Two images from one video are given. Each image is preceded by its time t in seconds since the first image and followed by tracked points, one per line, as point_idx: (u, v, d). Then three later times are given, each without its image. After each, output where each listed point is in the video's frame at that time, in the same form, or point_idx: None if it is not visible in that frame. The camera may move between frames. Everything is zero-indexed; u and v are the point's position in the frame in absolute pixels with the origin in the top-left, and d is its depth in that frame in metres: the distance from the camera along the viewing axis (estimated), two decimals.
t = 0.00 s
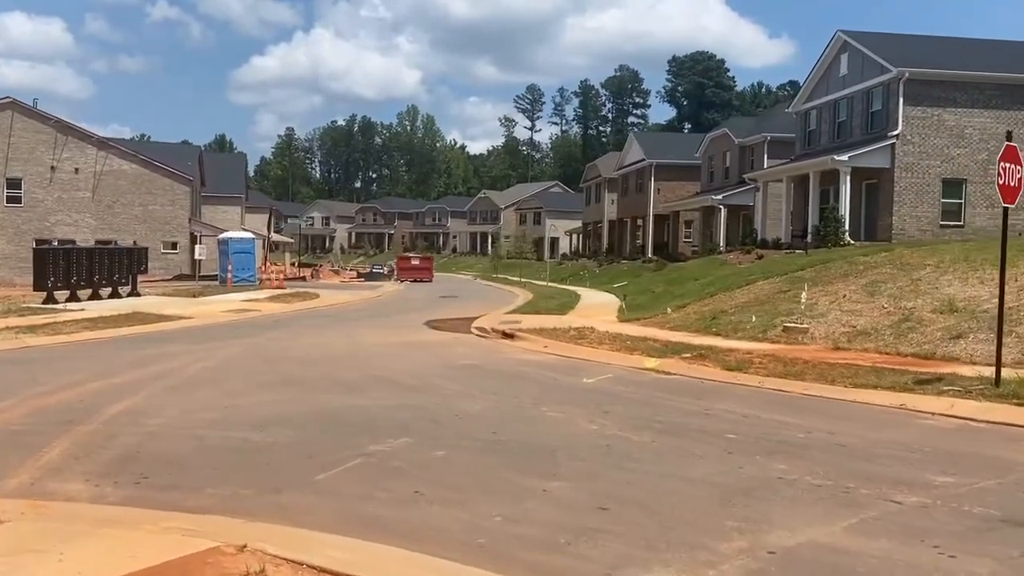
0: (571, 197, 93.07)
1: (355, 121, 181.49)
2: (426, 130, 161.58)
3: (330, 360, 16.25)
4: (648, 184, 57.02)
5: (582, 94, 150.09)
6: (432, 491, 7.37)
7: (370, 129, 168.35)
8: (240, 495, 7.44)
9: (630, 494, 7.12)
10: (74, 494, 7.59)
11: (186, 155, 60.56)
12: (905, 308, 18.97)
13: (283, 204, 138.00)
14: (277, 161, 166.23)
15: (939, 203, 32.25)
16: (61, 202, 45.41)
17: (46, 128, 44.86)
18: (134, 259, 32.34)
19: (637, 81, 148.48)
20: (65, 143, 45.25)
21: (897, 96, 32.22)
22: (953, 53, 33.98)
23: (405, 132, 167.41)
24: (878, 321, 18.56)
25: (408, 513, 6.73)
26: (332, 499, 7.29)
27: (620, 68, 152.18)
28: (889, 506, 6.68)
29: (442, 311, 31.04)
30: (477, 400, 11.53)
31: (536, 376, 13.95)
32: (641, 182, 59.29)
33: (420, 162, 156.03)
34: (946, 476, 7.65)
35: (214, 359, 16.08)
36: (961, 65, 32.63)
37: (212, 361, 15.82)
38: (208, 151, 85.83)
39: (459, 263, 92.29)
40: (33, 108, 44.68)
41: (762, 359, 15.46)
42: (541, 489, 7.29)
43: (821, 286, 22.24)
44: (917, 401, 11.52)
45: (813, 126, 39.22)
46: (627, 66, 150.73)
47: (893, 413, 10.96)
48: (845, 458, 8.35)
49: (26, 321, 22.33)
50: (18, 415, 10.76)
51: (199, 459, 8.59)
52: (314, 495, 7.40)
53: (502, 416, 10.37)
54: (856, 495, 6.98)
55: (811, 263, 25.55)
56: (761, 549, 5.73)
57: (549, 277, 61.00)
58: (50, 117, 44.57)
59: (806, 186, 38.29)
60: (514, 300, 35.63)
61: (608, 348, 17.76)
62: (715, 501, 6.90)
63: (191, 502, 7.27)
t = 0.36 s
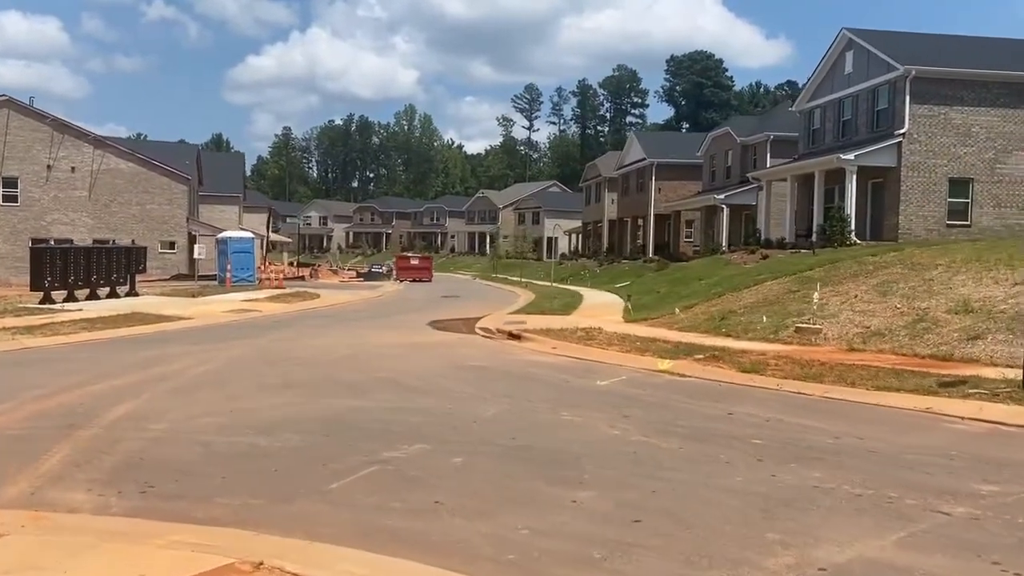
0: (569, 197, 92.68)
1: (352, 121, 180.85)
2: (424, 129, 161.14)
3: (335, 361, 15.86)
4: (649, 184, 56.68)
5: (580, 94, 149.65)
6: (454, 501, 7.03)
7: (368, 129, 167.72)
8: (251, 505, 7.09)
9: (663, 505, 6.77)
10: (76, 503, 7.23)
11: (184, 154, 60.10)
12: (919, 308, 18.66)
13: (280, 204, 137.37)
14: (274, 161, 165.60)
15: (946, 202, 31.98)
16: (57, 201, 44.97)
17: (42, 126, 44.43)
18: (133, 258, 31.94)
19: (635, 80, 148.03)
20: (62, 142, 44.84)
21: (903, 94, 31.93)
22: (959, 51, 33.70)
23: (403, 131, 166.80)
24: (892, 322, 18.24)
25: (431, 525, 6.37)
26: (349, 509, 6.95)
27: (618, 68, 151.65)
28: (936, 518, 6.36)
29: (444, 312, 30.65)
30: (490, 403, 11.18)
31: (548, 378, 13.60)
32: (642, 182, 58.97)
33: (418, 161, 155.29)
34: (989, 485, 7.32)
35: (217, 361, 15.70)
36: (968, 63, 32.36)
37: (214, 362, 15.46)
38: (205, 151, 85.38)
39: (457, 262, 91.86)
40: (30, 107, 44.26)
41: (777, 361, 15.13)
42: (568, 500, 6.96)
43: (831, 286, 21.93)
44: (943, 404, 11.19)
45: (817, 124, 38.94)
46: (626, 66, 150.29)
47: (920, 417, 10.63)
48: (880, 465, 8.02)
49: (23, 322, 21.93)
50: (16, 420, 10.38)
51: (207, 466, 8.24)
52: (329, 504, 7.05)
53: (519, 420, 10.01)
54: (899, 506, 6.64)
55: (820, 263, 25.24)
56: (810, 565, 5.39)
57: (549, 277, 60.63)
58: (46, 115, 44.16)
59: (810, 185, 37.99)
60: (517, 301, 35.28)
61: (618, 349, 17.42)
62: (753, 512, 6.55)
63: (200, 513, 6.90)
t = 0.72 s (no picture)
0: (568, 196, 92.27)
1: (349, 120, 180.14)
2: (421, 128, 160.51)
3: (342, 363, 15.45)
4: (650, 182, 56.27)
5: (577, 93, 149.18)
6: (484, 513, 6.66)
7: (364, 128, 167.06)
8: (268, 517, 6.70)
9: (705, 518, 6.39)
10: (82, 515, 6.83)
11: (181, 153, 59.54)
12: (936, 308, 18.31)
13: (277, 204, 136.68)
14: (270, 160, 164.87)
15: (954, 201, 31.69)
16: (53, 199, 44.42)
17: (39, 124, 43.91)
18: (131, 257, 31.49)
19: (633, 79, 147.62)
20: (58, 140, 44.29)
21: (911, 92, 31.60)
22: (967, 48, 33.39)
23: (400, 131, 166.22)
24: (908, 322, 17.89)
25: (462, 541, 5.99)
26: (373, 521, 6.57)
27: (616, 67, 151.21)
28: (999, 532, 5.99)
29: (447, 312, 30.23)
30: (508, 407, 10.78)
31: (563, 380, 13.20)
32: (642, 181, 58.54)
33: (415, 160, 154.63)
34: None
35: (220, 362, 15.29)
36: (975, 61, 32.05)
37: (217, 364, 15.06)
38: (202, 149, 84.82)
39: (455, 262, 91.41)
40: (25, 104, 43.68)
41: (797, 363, 14.76)
42: (604, 513, 6.57)
43: (843, 285, 21.59)
44: (976, 408, 10.84)
45: (822, 123, 38.61)
46: (623, 65, 149.88)
47: (954, 421, 10.27)
48: (926, 474, 7.66)
49: (20, 322, 21.47)
50: (15, 424, 9.96)
51: (218, 474, 7.84)
52: (351, 517, 6.67)
53: (541, 424, 9.62)
54: (957, 519, 6.28)
55: (830, 262, 24.89)
56: None
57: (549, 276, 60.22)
58: (42, 113, 43.60)
59: (815, 184, 37.65)
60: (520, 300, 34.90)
61: (630, 350, 17.04)
62: (802, 526, 6.20)
63: (214, 526, 6.50)
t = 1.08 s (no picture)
0: (567, 195, 91.93)
1: (346, 119, 179.53)
2: (418, 127, 159.98)
3: (348, 363, 15.07)
4: (651, 181, 55.92)
5: (575, 93, 148.72)
6: (514, 522, 6.28)
7: (362, 127, 166.45)
8: (284, 527, 6.32)
9: (751, 528, 6.03)
10: (88, 524, 6.45)
11: (178, 151, 59.04)
12: (953, 308, 17.96)
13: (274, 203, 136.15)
14: (267, 159, 164.22)
15: (961, 200, 31.40)
16: (49, 198, 43.95)
17: (35, 122, 43.37)
18: (129, 255, 31.09)
19: (631, 79, 147.19)
20: (55, 138, 43.79)
21: (918, 90, 31.28)
22: (975, 45, 33.08)
23: (397, 130, 165.67)
24: (925, 322, 17.54)
25: (495, 554, 5.61)
26: (396, 531, 6.20)
27: (614, 66, 150.77)
28: None
29: (450, 311, 29.88)
30: (526, 408, 10.41)
31: (578, 381, 12.82)
32: (643, 180, 58.17)
33: (413, 159, 154.02)
34: None
35: (225, 362, 14.90)
36: (983, 58, 31.76)
37: (221, 364, 14.68)
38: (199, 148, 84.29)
39: (453, 261, 90.96)
40: (21, 102, 43.15)
41: (816, 364, 14.40)
42: (642, 523, 6.21)
43: (856, 284, 21.26)
44: (1008, 411, 10.50)
45: (827, 121, 38.29)
46: (622, 64, 149.51)
47: (988, 423, 9.94)
48: (973, 479, 7.31)
49: (17, 321, 21.04)
50: (15, 428, 9.56)
51: (229, 481, 7.46)
52: (374, 526, 6.29)
53: (563, 427, 9.25)
54: (1018, 530, 5.92)
55: (840, 261, 24.56)
56: None
57: (549, 276, 59.79)
58: (39, 111, 43.07)
59: (820, 182, 37.33)
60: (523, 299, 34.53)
61: (642, 350, 16.68)
62: (854, 537, 5.84)
63: (228, 537, 6.12)
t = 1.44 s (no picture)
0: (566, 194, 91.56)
1: (343, 118, 178.91)
2: (416, 127, 159.50)
3: (356, 363, 14.68)
4: (653, 180, 55.57)
5: (573, 92, 148.31)
6: (550, 533, 5.91)
7: (359, 126, 165.87)
8: (306, 539, 5.93)
9: (804, 541, 5.65)
10: (96, 536, 6.06)
11: (176, 149, 58.53)
12: (971, 307, 17.61)
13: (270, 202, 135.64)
14: (264, 158, 163.65)
15: (970, 198, 31.10)
16: (46, 196, 43.47)
17: (31, 119, 42.89)
18: (128, 254, 30.67)
19: (630, 78, 146.75)
20: (51, 135, 43.31)
21: (926, 87, 30.96)
22: (983, 42, 32.78)
23: (395, 129, 165.14)
24: (944, 321, 17.18)
25: (534, 568, 5.24)
26: (426, 543, 5.82)
27: (613, 65, 150.35)
28: None
29: (453, 310, 29.49)
30: (546, 411, 10.03)
31: (595, 382, 12.45)
32: (644, 178, 57.81)
33: (410, 158, 153.41)
34: None
35: (230, 362, 14.52)
36: (992, 55, 31.46)
37: (226, 364, 14.28)
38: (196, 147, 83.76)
39: (452, 261, 90.56)
40: (17, 98, 42.61)
41: (837, 365, 14.04)
42: (688, 535, 5.82)
43: (869, 283, 20.92)
44: None
45: (832, 119, 37.99)
46: (620, 63, 149.10)
47: None
48: None
49: (14, 320, 20.61)
50: (16, 431, 9.16)
51: (244, 489, 7.07)
52: (400, 538, 5.91)
53: (589, 431, 8.87)
54: None
55: (850, 260, 24.24)
56: None
57: (550, 275, 59.39)
58: (35, 108, 42.57)
59: (826, 181, 37.00)
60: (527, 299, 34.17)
61: (655, 350, 16.30)
62: (918, 551, 5.46)
63: (245, 550, 5.73)
